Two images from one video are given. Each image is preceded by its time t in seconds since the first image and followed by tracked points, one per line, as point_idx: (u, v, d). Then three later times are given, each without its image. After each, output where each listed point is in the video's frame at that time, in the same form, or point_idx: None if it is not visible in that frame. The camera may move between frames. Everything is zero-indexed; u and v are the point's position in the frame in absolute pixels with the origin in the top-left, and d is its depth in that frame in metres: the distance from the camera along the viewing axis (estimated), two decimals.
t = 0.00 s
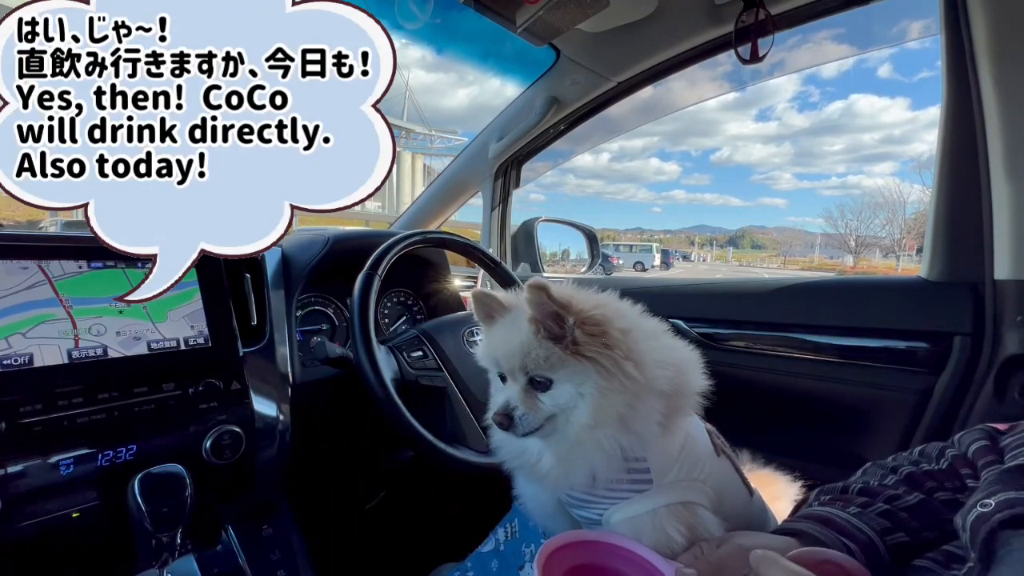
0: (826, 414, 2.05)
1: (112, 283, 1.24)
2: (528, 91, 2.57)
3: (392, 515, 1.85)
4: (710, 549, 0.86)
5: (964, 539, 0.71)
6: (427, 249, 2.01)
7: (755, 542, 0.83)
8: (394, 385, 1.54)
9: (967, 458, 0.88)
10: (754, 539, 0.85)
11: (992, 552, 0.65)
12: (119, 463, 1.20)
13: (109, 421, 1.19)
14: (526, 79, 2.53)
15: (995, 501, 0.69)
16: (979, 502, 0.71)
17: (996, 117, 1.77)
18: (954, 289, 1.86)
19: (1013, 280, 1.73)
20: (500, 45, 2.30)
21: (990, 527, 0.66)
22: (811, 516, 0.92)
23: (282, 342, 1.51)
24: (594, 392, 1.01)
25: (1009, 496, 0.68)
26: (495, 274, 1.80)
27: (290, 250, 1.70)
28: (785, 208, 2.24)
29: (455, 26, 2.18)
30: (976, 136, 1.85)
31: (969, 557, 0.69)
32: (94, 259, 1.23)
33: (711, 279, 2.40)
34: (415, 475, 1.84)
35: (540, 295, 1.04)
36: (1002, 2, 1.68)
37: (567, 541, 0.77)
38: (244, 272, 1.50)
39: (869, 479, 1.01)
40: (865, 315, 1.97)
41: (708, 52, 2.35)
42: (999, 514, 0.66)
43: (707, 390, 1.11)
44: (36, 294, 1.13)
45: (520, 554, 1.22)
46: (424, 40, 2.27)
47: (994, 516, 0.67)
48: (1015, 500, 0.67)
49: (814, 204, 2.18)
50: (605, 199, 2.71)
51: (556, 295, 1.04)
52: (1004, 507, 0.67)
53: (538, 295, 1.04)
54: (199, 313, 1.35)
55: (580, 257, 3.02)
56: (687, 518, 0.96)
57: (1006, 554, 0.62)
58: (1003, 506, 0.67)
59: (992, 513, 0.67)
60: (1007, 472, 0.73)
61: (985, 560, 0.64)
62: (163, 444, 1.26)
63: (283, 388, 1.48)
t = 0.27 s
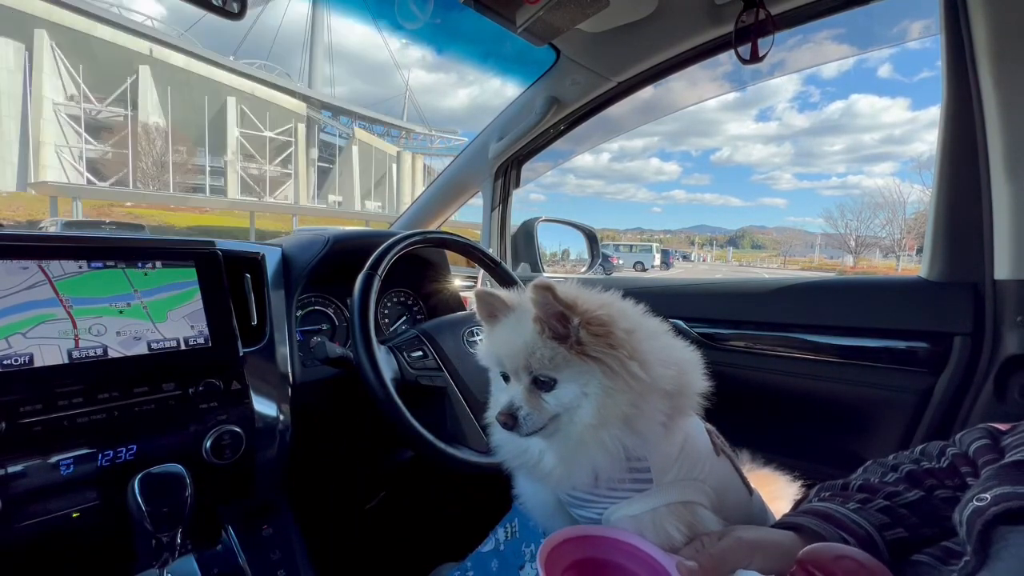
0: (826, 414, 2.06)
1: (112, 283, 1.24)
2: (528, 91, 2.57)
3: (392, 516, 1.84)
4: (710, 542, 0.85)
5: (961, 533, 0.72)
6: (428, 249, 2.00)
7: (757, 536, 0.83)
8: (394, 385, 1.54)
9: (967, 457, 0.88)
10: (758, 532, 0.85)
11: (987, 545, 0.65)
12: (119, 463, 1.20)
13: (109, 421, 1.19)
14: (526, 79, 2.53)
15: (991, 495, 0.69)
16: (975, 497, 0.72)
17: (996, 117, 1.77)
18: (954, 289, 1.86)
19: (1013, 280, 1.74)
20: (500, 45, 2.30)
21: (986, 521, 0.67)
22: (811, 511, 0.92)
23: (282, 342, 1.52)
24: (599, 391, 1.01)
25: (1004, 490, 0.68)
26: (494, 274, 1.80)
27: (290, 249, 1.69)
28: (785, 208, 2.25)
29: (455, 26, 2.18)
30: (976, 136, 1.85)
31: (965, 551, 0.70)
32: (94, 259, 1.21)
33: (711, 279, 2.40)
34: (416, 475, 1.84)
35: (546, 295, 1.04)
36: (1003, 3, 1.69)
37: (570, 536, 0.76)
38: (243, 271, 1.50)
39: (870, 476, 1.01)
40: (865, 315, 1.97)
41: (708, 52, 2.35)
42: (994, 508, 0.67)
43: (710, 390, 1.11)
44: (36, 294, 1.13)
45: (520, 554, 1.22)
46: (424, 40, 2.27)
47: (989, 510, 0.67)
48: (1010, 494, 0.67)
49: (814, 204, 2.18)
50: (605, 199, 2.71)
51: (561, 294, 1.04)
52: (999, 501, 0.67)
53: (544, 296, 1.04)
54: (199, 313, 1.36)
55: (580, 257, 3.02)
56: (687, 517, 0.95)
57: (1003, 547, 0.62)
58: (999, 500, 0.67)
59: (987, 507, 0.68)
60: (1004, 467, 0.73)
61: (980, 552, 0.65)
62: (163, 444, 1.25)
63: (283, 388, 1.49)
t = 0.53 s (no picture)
0: (826, 414, 2.06)
1: (112, 283, 1.24)
2: (528, 91, 2.57)
3: (392, 515, 1.84)
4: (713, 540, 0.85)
5: (960, 531, 0.71)
6: (427, 249, 2.00)
7: (759, 534, 0.83)
8: (394, 385, 1.54)
9: (969, 456, 0.88)
10: (761, 530, 0.85)
11: (987, 543, 0.65)
12: (119, 463, 1.20)
13: (109, 421, 1.19)
14: (526, 79, 2.53)
15: (990, 493, 0.69)
16: (975, 495, 0.71)
17: (996, 117, 1.77)
18: (954, 289, 1.86)
19: (1013, 280, 1.74)
20: (500, 45, 2.30)
21: (985, 518, 0.66)
22: (811, 509, 0.92)
23: (282, 342, 1.51)
24: (601, 390, 1.01)
25: (1005, 488, 0.68)
26: (494, 274, 1.80)
27: (289, 250, 1.69)
28: (785, 208, 2.25)
29: (455, 26, 2.18)
30: (977, 136, 1.85)
31: (964, 548, 0.69)
32: (94, 259, 1.21)
33: (711, 279, 2.40)
34: (416, 475, 1.84)
35: (550, 295, 1.04)
36: (1003, 3, 1.68)
37: (572, 535, 0.76)
38: (244, 272, 1.50)
39: (871, 475, 1.01)
40: (865, 315, 1.97)
41: (708, 52, 2.35)
42: (994, 505, 0.66)
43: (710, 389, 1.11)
44: (36, 294, 1.13)
45: (520, 554, 1.22)
46: (425, 41, 2.26)
47: (988, 507, 0.67)
48: (1011, 491, 0.67)
49: (814, 204, 2.18)
50: (605, 199, 2.71)
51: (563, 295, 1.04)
52: (999, 498, 0.67)
53: (548, 296, 1.05)
54: (199, 313, 1.36)
55: (580, 257, 3.01)
56: (687, 516, 0.95)
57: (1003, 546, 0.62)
58: (998, 497, 0.67)
59: (987, 504, 0.67)
60: (1005, 466, 0.73)
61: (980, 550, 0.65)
62: (163, 444, 1.25)
63: (283, 388, 1.49)
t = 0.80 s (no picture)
0: (826, 414, 2.05)
1: (113, 283, 1.24)
2: (528, 91, 2.57)
3: (392, 516, 1.84)
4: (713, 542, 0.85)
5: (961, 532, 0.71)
6: (427, 249, 2.00)
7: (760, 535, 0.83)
8: (394, 385, 1.54)
9: (970, 457, 0.89)
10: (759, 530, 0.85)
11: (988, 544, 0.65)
12: (119, 463, 1.20)
13: (109, 421, 1.19)
14: (526, 79, 2.53)
15: (991, 494, 0.69)
16: (975, 495, 0.71)
17: (997, 117, 1.77)
18: (954, 289, 1.87)
19: (1013, 280, 1.74)
20: (500, 45, 2.30)
21: (985, 519, 0.66)
22: (811, 509, 0.92)
23: (282, 342, 1.51)
24: (624, 390, 0.99)
25: (1005, 488, 0.68)
26: (494, 274, 1.80)
27: (290, 250, 1.69)
28: (785, 208, 2.25)
29: (455, 26, 2.18)
30: (977, 136, 1.86)
31: (965, 549, 0.69)
32: (94, 259, 1.21)
33: (711, 279, 2.40)
34: (416, 475, 1.84)
35: (579, 291, 1.05)
36: (1003, 3, 1.69)
37: (572, 539, 0.77)
38: (244, 271, 1.50)
39: (871, 476, 1.01)
40: (865, 315, 1.97)
41: (708, 52, 2.35)
42: (994, 506, 0.66)
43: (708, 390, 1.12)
44: (36, 294, 1.13)
45: (520, 554, 1.21)
46: (425, 41, 2.26)
47: (989, 508, 0.67)
48: (1012, 492, 0.67)
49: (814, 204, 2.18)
50: (605, 199, 2.71)
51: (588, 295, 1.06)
52: (1000, 498, 0.67)
53: (578, 292, 1.05)
54: (199, 313, 1.36)
55: (580, 257, 3.01)
56: (686, 515, 0.95)
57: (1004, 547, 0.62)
58: (999, 498, 0.67)
59: (988, 505, 0.67)
60: (1006, 467, 0.73)
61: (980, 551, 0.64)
62: (163, 444, 1.25)
63: (283, 388, 1.49)
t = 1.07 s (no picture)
0: (826, 414, 2.05)
1: (113, 283, 1.24)
2: (528, 91, 2.57)
3: (392, 515, 1.84)
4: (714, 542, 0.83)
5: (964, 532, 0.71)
6: (428, 249, 2.01)
7: (761, 536, 0.83)
8: (394, 385, 1.54)
9: (972, 457, 0.89)
10: (760, 531, 0.85)
11: (990, 545, 0.65)
12: (119, 463, 1.20)
13: (109, 421, 1.19)
14: (526, 79, 2.53)
15: (992, 495, 0.69)
16: (978, 496, 0.71)
17: (997, 118, 1.77)
18: (954, 289, 1.87)
19: (1013, 280, 1.74)
20: (500, 45, 2.30)
21: (988, 520, 0.67)
22: (813, 510, 0.92)
23: (282, 342, 1.52)
24: (659, 392, 0.96)
25: (1007, 489, 0.68)
26: (494, 274, 1.80)
27: (290, 250, 1.69)
28: (785, 208, 2.25)
29: (455, 26, 2.18)
30: (977, 136, 1.85)
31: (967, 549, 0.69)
32: (94, 259, 1.21)
33: (711, 279, 2.40)
34: (416, 475, 1.84)
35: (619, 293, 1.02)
36: (1002, 3, 1.69)
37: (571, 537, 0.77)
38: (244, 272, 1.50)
39: (873, 476, 1.01)
40: (865, 315, 1.97)
41: (708, 52, 2.35)
42: (996, 508, 0.66)
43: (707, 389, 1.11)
44: (36, 294, 1.13)
45: (520, 554, 1.20)
46: (425, 41, 2.26)
47: (990, 509, 0.67)
48: (1013, 493, 0.67)
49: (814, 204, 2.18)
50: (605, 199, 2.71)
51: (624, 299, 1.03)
52: (1002, 500, 0.67)
53: (617, 294, 1.02)
54: (199, 313, 1.36)
55: (580, 257, 3.00)
56: (687, 512, 0.92)
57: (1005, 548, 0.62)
58: (1001, 499, 0.67)
59: (990, 506, 0.67)
60: (1008, 468, 0.73)
61: (982, 553, 0.65)
62: (163, 444, 1.25)
63: (283, 388, 1.49)
